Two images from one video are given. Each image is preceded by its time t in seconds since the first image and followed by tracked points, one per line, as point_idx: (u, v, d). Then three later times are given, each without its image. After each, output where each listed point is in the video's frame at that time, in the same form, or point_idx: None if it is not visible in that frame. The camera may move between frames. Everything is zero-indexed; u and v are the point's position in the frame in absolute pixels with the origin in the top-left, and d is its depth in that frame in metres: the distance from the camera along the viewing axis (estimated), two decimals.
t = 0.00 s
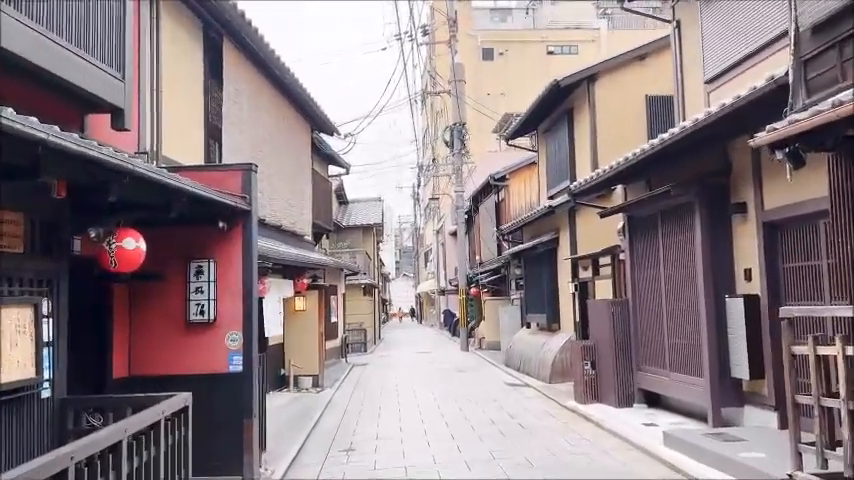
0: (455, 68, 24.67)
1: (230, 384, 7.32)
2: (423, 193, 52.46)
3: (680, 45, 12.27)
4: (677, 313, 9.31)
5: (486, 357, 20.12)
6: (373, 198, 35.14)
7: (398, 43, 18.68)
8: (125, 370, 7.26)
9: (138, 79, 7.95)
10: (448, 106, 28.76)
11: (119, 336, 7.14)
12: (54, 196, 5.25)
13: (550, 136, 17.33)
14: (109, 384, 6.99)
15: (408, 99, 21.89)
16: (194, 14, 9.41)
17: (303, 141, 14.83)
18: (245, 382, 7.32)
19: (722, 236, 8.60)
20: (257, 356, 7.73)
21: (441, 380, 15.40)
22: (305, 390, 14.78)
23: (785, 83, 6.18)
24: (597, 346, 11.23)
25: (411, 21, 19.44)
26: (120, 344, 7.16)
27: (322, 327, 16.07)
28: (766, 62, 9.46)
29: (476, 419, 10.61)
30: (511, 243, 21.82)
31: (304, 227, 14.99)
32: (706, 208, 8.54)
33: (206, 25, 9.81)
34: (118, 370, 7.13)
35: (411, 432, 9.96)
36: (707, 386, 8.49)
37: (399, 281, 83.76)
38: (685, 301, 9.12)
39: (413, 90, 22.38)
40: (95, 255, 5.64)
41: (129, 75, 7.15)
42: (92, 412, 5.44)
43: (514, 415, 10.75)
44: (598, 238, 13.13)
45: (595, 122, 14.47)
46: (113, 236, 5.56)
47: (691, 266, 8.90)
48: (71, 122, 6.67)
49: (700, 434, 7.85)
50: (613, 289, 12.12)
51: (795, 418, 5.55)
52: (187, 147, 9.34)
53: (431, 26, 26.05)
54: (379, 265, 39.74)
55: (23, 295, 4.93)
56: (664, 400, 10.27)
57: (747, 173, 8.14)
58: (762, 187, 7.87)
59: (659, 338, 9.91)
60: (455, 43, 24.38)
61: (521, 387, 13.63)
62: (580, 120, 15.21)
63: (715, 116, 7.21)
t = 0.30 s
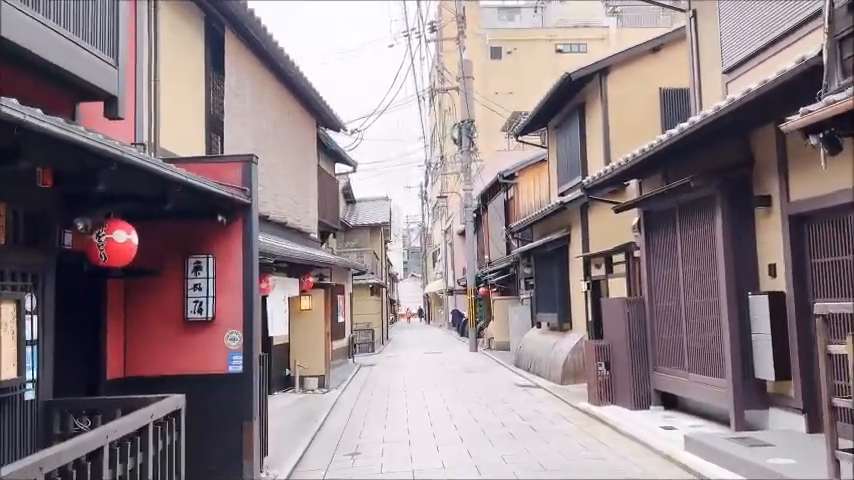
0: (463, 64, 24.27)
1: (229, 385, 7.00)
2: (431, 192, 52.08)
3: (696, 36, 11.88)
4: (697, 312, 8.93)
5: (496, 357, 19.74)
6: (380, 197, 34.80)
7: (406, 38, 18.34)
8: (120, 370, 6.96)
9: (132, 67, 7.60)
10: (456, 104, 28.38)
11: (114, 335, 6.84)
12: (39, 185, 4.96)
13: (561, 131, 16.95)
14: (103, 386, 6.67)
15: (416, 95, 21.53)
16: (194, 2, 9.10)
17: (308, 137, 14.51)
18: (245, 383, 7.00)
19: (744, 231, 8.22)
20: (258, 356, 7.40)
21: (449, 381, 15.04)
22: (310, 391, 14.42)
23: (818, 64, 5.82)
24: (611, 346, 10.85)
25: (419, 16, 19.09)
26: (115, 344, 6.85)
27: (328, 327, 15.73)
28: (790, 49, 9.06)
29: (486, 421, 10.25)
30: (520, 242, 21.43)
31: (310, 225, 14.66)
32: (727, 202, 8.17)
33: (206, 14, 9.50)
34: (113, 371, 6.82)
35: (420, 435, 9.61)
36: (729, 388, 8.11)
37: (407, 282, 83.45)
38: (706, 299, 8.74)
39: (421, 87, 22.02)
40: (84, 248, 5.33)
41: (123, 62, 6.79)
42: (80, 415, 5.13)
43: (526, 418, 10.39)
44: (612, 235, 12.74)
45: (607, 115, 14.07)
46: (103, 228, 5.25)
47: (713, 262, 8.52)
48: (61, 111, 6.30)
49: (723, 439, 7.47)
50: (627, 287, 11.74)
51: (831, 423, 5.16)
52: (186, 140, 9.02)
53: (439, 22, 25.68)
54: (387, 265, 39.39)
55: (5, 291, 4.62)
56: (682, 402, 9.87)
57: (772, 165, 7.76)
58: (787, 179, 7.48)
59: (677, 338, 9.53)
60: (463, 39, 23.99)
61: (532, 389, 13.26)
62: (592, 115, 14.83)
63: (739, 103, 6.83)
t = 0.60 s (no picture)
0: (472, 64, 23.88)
1: (227, 395, 6.66)
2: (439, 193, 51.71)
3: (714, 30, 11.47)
4: (719, 317, 8.53)
5: (505, 362, 19.35)
6: (388, 198, 34.49)
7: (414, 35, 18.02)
8: (112, 379, 6.64)
9: (127, 60, 7.24)
10: (465, 104, 28.01)
11: (106, 342, 6.52)
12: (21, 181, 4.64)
13: (573, 131, 16.57)
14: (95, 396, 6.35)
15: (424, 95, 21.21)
16: None
17: (314, 136, 14.18)
18: (245, 393, 6.65)
19: (770, 232, 7.82)
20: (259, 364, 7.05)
21: (458, 387, 14.67)
22: (316, 397, 14.08)
23: None
24: (627, 352, 10.47)
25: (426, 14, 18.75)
26: (108, 351, 6.54)
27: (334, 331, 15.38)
28: (815, 42, 8.63)
29: (497, 431, 9.88)
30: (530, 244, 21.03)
31: (315, 226, 14.32)
32: (751, 202, 7.78)
33: (207, 7, 9.18)
34: (105, 380, 6.51)
35: (428, 445, 9.26)
36: (754, 398, 7.71)
37: (415, 283, 83.19)
38: (729, 303, 8.36)
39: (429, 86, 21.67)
40: (71, 250, 5.01)
41: (115, 52, 6.41)
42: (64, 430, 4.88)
43: (539, 427, 10.01)
44: (627, 237, 12.36)
45: (621, 114, 13.68)
46: (90, 228, 4.92)
47: (736, 266, 8.12)
48: (49, 107, 5.93)
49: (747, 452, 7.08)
50: (644, 291, 11.35)
51: None
52: (186, 137, 8.77)
53: (447, 21, 25.32)
54: (395, 267, 39.07)
55: None
56: (701, 412, 9.47)
57: (798, 163, 7.35)
58: (816, 177, 7.05)
59: (697, 344, 9.13)
60: (473, 38, 23.61)
61: (543, 395, 12.87)
62: (605, 114, 14.43)
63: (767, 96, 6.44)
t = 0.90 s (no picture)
0: (480, 61, 23.49)
1: (226, 398, 6.33)
2: (446, 194, 51.38)
3: (733, 23, 11.07)
4: (743, 318, 8.16)
5: (515, 364, 18.98)
6: (395, 198, 34.16)
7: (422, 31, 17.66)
8: (106, 381, 6.33)
9: (124, 47, 6.91)
10: (473, 103, 27.62)
11: (100, 343, 6.22)
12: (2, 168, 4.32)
13: (584, 127, 16.19)
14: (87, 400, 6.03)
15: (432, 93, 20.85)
16: None
17: (320, 133, 13.86)
18: (245, 396, 6.32)
19: (797, 229, 7.45)
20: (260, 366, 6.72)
21: (467, 389, 14.32)
22: (321, 399, 13.75)
23: None
24: (644, 355, 10.09)
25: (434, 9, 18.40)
26: (101, 353, 6.24)
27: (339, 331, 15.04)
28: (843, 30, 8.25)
29: (508, 436, 9.53)
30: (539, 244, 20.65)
31: (321, 225, 13.99)
32: (778, 197, 7.41)
33: None
34: (99, 382, 6.21)
35: (437, 451, 8.91)
36: (780, 404, 7.33)
37: (423, 284, 83.05)
38: (752, 303, 7.98)
39: (436, 84, 21.30)
40: (58, 244, 4.69)
41: (109, 37, 6.06)
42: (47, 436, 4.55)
43: (551, 431, 9.66)
44: (641, 236, 11.99)
45: (635, 110, 13.29)
46: (77, 221, 4.60)
47: (762, 264, 7.75)
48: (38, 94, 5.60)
49: (774, 460, 6.70)
50: (660, 292, 10.97)
51: None
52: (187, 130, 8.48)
53: (455, 18, 24.93)
54: (402, 268, 38.76)
55: None
56: (722, 417, 9.08)
57: (829, 155, 6.97)
58: (847, 170, 6.66)
59: (719, 347, 8.74)
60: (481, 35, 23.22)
61: (555, 399, 12.51)
62: (618, 109, 14.06)
63: (798, 84, 6.07)
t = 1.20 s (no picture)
0: (487, 60, 23.10)
1: (222, 409, 6.01)
2: (451, 195, 51.00)
3: (750, 18, 10.69)
4: (765, 324, 7.79)
5: (522, 367, 18.63)
6: (400, 199, 33.82)
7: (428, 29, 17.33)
8: (97, 391, 6.02)
9: (116, 39, 6.57)
10: (479, 103, 27.25)
11: (89, 350, 5.91)
12: None
13: (594, 126, 15.83)
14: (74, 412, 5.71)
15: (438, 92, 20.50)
16: None
17: (323, 132, 13.53)
18: (242, 407, 6.00)
19: (822, 231, 7.08)
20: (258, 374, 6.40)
21: (473, 395, 13.98)
22: (325, 405, 13.43)
23: None
24: (658, 361, 9.73)
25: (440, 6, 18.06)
26: (92, 361, 5.93)
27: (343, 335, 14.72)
28: None
29: (517, 445, 9.17)
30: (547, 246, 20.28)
31: (325, 226, 13.66)
32: (802, 198, 7.05)
33: None
34: (88, 393, 5.90)
35: (443, 461, 8.57)
36: (804, 415, 6.97)
37: (428, 286, 82.72)
38: (774, 309, 7.62)
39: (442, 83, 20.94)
40: (40, 246, 4.38)
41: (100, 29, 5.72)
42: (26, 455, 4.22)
43: (562, 440, 9.30)
44: (655, 237, 11.63)
45: (646, 109, 12.93)
46: (60, 221, 4.29)
47: (785, 267, 7.39)
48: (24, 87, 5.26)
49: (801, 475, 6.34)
50: (675, 296, 10.61)
51: None
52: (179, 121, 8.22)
53: (461, 16, 24.56)
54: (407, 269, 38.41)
55: None
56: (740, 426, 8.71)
57: None
58: None
59: (738, 354, 8.38)
60: (488, 33, 22.84)
61: (564, 405, 12.16)
62: (629, 108, 13.70)
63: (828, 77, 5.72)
